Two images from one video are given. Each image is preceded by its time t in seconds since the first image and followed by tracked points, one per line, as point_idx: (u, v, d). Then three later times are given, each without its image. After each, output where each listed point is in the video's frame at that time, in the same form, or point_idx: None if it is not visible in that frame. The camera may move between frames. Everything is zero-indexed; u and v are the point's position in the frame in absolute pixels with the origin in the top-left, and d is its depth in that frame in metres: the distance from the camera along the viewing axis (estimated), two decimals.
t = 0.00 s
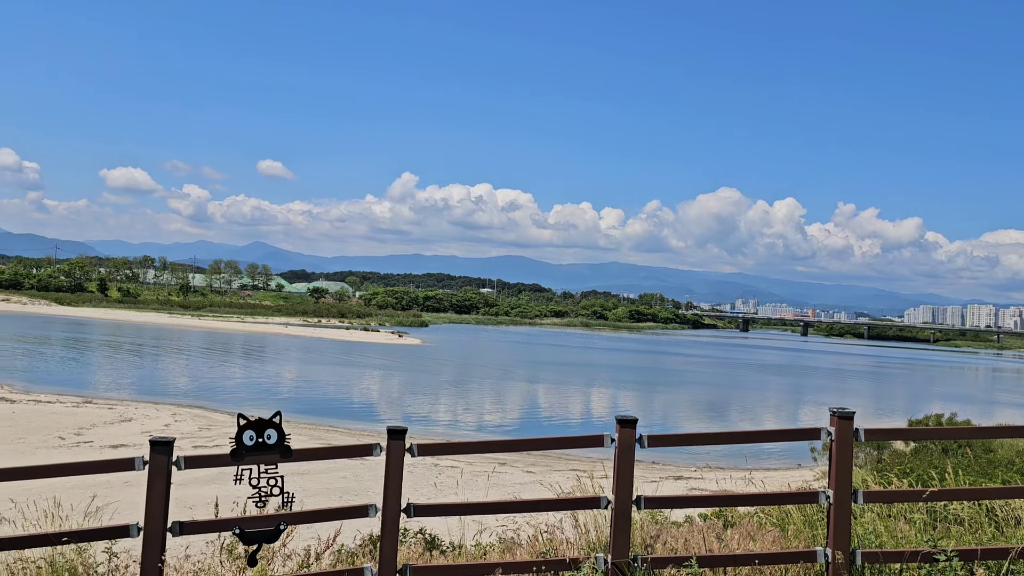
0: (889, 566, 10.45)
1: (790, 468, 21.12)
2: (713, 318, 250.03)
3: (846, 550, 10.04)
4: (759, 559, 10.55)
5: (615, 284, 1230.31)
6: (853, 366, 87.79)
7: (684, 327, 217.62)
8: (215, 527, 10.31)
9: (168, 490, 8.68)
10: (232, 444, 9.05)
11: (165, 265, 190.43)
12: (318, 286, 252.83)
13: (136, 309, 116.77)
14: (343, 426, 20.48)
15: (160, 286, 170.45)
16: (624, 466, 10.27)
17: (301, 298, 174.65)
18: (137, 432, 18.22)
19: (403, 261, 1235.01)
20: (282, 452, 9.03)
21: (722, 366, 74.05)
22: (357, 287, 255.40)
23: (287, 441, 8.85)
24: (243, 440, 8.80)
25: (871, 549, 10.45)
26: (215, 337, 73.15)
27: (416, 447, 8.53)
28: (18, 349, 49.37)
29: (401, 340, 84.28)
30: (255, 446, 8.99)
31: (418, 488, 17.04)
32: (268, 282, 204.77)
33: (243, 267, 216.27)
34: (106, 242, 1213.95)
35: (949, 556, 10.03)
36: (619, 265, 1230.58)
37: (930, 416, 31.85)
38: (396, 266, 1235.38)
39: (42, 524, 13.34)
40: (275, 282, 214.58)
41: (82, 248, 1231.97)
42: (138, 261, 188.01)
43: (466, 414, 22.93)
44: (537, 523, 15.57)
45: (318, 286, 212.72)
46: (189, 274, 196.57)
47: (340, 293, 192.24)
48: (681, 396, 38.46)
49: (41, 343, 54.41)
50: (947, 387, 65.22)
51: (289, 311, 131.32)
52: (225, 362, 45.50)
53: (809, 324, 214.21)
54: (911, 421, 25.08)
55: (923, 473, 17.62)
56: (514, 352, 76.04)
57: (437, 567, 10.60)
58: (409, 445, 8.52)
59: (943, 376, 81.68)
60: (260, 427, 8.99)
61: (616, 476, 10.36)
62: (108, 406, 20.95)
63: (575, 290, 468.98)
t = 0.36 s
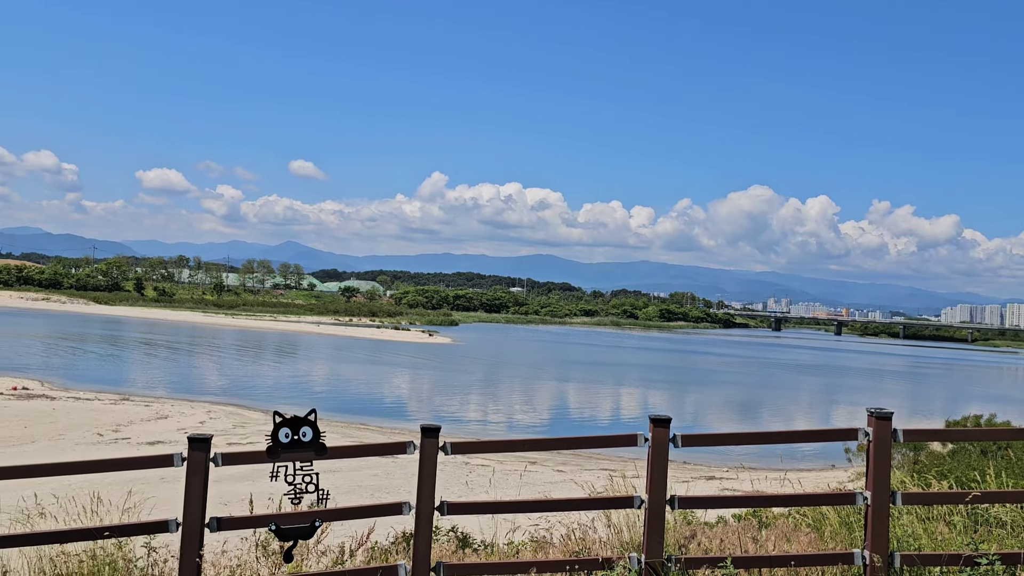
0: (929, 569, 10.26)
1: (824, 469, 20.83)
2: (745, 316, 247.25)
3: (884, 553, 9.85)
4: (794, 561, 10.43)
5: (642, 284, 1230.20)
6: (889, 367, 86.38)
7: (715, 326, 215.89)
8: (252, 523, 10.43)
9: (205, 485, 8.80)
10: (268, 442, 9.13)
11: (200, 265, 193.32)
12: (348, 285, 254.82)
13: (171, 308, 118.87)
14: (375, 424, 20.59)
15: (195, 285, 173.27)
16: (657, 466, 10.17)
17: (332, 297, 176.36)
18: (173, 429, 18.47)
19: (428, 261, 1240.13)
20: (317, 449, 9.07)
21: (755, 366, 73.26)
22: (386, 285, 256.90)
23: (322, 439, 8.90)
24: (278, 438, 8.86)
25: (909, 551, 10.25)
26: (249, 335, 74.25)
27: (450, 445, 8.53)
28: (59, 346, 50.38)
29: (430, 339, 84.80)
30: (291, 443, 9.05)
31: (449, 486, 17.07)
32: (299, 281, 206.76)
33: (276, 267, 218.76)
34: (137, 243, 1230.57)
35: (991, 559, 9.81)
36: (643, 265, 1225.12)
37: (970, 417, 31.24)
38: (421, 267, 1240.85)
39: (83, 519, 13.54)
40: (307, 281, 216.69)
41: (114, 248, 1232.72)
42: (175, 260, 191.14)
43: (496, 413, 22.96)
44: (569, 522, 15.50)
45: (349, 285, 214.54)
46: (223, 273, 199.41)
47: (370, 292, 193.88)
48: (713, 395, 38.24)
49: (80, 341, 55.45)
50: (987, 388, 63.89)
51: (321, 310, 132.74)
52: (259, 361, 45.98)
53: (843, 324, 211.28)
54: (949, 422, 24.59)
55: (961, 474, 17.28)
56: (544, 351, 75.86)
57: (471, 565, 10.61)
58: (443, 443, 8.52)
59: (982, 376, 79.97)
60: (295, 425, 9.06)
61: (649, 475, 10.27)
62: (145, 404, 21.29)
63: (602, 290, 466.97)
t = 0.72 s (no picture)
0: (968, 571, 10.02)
1: (859, 469, 20.52)
2: (777, 315, 244.18)
3: (925, 555, 9.58)
4: (831, 562, 10.27)
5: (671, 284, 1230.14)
6: (925, 366, 84.98)
7: (747, 325, 214.09)
8: (287, 520, 10.53)
9: (240, 482, 8.95)
10: (303, 439, 9.18)
11: (234, 264, 196.33)
12: (378, 284, 256.73)
13: (206, 307, 120.95)
14: (406, 423, 20.69)
15: (229, 285, 176.14)
16: (691, 466, 10.04)
17: (363, 295, 177.99)
18: (207, 426, 18.71)
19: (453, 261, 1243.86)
20: (351, 447, 9.13)
21: (788, 365, 72.24)
22: (415, 284, 258.20)
23: (356, 436, 8.93)
24: (313, 435, 8.93)
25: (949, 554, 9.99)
26: (282, 333, 75.37)
27: (484, 443, 8.50)
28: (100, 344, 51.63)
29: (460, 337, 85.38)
30: (326, 441, 9.12)
31: (481, 483, 17.10)
32: (331, 280, 208.73)
33: (308, 267, 221.26)
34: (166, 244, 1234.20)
35: None
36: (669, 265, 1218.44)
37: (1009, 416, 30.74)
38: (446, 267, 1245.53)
39: (121, 514, 13.69)
40: (338, 280, 218.79)
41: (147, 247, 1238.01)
42: (210, 260, 194.27)
43: (526, 412, 23.03)
44: (602, 520, 15.40)
45: (380, 284, 216.43)
46: (256, 273, 202.23)
47: (401, 291, 195.30)
48: (744, 394, 38.05)
49: (119, 340, 56.63)
50: None
51: (353, 309, 134.04)
52: (292, 359, 46.48)
53: (878, 321, 208.42)
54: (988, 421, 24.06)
55: (1001, 476, 16.91)
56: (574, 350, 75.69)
57: (505, 564, 10.59)
58: (476, 440, 8.51)
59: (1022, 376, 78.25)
60: (329, 422, 9.11)
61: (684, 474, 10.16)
62: (181, 402, 21.59)
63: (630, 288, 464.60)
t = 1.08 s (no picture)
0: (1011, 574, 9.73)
1: (894, 469, 20.21)
2: (807, 313, 241.23)
3: (965, 556, 9.33)
4: (868, 562, 10.15)
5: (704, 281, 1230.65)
6: (961, 364, 83.44)
7: (778, 322, 211.74)
8: (321, 518, 10.61)
9: (274, 481, 9.05)
10: (336, 437, 9.23)
11: (264, 264, 198.31)
12: (405, 284, 258.10)
13: (237, 307, 122.47)
14: (436, 422, 20.76)
15: (260, 284, 178.27)
16: (724, 465, 9.89)
17: (392, 294, 178.87)
18: (240, 425, 18.91)
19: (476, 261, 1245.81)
20: (384, 446, 9.15)
21: (820, 363, 71.23)
22: (442, 283, 259.31)
23: (389, 435, 8.96)
24: (346, 434, 8.99)
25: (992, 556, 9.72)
26: (313, 333, 76.15)
27: (514, 442, 8.46)
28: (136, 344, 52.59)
29: (489, 337, 85.64)
30: (358, 439, 9.16)
31: (511, 482, 17.13)
32: (360, 280, 210.23)
33: (337, 267, 223.12)
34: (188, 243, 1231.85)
35: None
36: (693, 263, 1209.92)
37: None
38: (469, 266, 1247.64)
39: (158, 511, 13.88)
40: (366, 280, 220.36)
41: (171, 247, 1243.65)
42: (240, 260, 196.60)
43: (555, 410, 23.02)
44: (634, 520, 15.32)
45: (407, 284, 217.37)
46: (286, 272, 204.39)
47: (429, 290, 196.01)
48: (776, 392, 37.67)
49: (154, 340, 57.57)
50: None
51: (382, 308, 134.72)
52: (323, 358, 46.88)
53: (912, 318, 205.19)
54: None
55: None
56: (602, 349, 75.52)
57: (537, 563, 10.56)
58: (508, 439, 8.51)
59: None
60: (362, 421, 9.15)
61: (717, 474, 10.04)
62: (214, 400, 21.87)
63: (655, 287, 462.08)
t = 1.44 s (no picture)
0: None
1: (923, 469, 19.92)
2: (833, 311, 238.70)
3: (998, 558, 9.11)
4: (899, 563, 10.01)
5: (726, 279, 1231.37)
6: (992, 363, 82.06)
7: (804, 321, 209.60)
8: (348, 517, 10.65)
9: (302, 480, 9.10)
10: (362, 437, 9.24)
11: (289, 265, 200.01)
12: (428, 284, 258.79)
13: (263, 307, 123.65)
14: (460, 421, 20.80)
15: (284, 285, 179.94)
16: (750, 465, 9.77)
17: (416, 294, 179.59)
18: (267, 424, 19.05)
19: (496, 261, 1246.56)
20: (410, 444, 9.16)
21: (847, 362, 70.49)
22: (466, 281, 259.72)
23: (415, 434, 8.96)
24: (373, 433, 9.00)
25: None
26: (338, 333, 76.68)
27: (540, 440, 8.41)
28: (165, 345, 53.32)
29: (512, 336, 85.75)
30: (384, 439, 9.16)
31: (536, 482, 17.11)
32: (384, 280, 211.19)
33: (361, 267, 224.57)
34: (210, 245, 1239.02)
35: None
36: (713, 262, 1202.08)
37: None
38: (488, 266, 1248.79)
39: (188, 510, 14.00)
40: (390, 280, 221.23)
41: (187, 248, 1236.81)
42: (266, 261, 198.64)
43: (579, 410, 22.98)
44: (660, 520, 15.22)
45: (430, 284, 218.06)
46: (311, 272, 206.09)
47: (453, 289, 196.66)
48: (802, 391, 37.37)
49: (181, 340, 58.15)
50: None
51: (405, 308, 135.27)
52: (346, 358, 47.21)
53: (941, 316, 202.23)
54: None
55: None
56: (624, 348, 75.25)
57: (563, 563, 10.51)
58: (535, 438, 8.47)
59: None
60: (387, 421, 9.17)
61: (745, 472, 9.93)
62: (241, 400, 22.08)
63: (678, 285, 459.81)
